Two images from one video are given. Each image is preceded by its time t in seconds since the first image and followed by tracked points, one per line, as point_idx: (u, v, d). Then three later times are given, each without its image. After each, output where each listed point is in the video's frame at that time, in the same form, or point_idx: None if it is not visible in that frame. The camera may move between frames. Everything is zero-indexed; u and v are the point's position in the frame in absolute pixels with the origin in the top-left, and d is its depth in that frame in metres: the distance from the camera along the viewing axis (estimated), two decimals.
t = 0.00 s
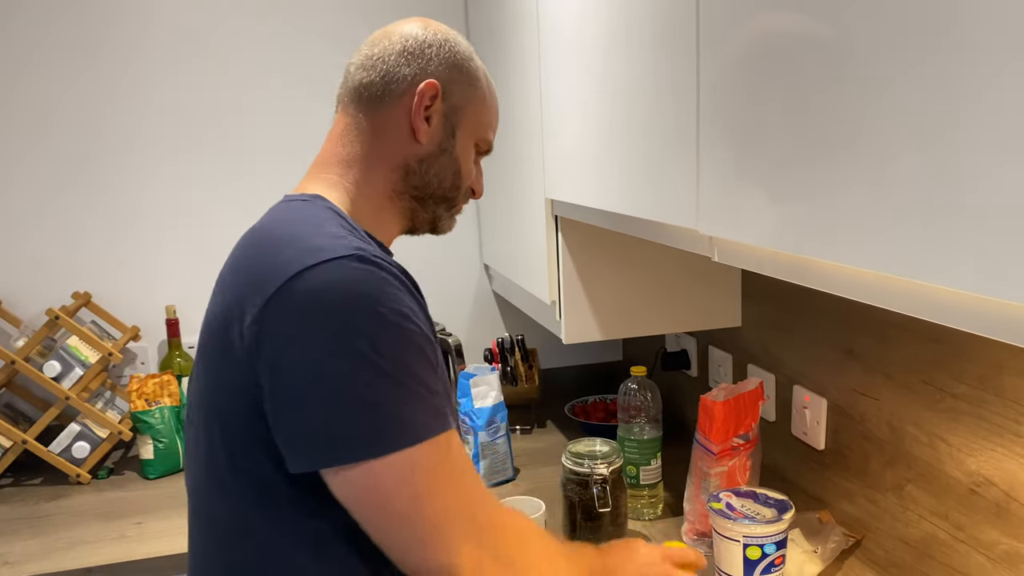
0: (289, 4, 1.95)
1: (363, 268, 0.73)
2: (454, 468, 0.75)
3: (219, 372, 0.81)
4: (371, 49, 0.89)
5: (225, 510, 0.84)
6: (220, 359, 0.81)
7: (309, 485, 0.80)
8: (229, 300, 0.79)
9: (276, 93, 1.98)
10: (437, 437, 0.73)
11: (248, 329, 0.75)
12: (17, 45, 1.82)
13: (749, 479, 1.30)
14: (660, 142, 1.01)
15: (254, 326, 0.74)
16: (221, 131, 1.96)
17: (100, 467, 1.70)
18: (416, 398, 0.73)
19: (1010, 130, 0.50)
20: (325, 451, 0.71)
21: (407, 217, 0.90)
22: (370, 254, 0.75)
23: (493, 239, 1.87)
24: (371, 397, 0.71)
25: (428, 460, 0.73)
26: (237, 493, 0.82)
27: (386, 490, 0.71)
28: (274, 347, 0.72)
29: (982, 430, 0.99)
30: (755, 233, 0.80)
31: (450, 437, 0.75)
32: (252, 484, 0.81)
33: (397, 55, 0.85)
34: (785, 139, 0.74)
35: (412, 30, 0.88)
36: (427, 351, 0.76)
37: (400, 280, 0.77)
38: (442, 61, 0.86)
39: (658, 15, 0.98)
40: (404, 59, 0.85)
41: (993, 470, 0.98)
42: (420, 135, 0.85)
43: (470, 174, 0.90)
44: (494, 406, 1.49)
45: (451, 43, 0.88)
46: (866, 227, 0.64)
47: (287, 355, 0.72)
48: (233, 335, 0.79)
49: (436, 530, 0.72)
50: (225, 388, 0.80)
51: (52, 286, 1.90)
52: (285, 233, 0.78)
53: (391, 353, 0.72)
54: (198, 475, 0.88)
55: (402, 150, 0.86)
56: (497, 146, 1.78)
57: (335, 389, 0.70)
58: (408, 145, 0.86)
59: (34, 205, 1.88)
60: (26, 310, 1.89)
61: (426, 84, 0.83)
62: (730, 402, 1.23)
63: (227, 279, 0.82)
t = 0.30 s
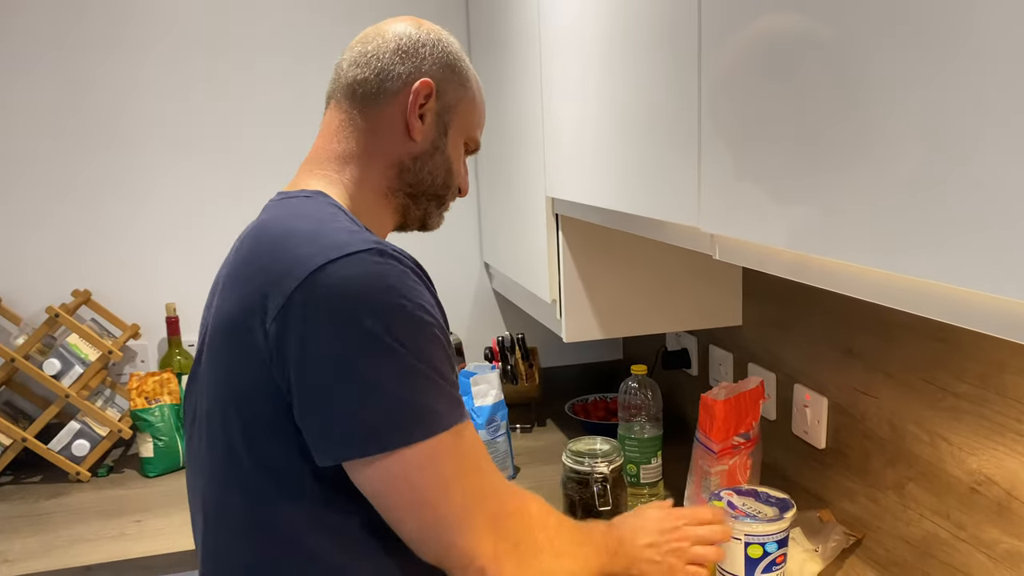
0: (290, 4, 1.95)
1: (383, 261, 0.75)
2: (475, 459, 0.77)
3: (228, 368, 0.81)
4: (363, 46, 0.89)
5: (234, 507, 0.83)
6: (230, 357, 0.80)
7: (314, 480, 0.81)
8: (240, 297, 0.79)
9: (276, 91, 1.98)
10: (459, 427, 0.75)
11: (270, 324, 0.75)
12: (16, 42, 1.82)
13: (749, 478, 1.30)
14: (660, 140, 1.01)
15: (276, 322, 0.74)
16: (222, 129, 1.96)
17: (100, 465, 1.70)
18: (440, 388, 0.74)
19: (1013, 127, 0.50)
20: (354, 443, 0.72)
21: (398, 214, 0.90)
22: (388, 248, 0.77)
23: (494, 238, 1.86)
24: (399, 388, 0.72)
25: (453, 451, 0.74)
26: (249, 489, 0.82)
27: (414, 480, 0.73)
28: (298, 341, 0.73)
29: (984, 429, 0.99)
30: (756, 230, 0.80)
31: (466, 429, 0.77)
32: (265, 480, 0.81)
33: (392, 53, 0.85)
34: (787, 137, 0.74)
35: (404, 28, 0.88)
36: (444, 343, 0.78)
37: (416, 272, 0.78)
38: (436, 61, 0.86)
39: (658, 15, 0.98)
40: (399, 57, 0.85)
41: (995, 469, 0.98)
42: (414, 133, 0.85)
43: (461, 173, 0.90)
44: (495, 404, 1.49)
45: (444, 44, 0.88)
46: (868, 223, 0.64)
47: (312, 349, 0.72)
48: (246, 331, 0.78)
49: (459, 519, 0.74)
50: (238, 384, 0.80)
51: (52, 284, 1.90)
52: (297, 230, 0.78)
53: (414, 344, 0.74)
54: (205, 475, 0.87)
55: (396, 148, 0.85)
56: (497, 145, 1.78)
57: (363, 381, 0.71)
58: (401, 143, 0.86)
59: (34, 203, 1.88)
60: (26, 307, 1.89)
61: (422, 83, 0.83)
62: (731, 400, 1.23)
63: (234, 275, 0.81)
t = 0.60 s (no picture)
0: (290, 3, 1.95)
1: (399, 267, 0.75)
2: (508, 436, 0.78)
3: (237, 376, 0.80)
4: (346, 43, 0.89)
5: (252, 517, 0.82)
6: (239, 365, 0.79)
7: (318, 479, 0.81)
8: (247, 305, 0.78)
9: (276, 89, 1.97)
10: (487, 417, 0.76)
11: (291, 335, 0.74)
12: (15, 39, 1.82)
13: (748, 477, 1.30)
14: (659, 138, 1.01)
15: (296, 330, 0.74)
16: (221, 127, 1.96)
17: (99, 463, 1.70)
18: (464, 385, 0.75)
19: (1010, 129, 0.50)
20: (388, 444, 0.73)
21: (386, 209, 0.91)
22: (400, 253, 0.77)
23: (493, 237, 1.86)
24: (428, 389, 0.72)
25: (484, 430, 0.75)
26: (258, 493, 0.82)
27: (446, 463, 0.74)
28: (321, 348, 0.73)
29: (981, 428, 0.99)
30: (755, 230, 0.80)
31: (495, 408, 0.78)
32: (272, 482, 0.81)
33: (375, 50, 0.85)
34: (785, 137, 0.74)
35: (386, 24, 0.88)
36: (460, 341, 0.78)
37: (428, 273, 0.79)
38: (419, 56, 0.86)
39: (658, 14, 0.98)
40: (382, 54, 0.85)
41: (992, 468, 0.98)
42: (398, 129, 0.85)
43: (447, 168, 0.90)
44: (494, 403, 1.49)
45: (427, 39, 0.89)
46: (866, 223, 0.64)
47: (338, 355, 0.72)
48: (258, 339, 0.77)
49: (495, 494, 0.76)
50: (252, 394, 0.79)
51: (51, 282, 1.90)
52: (308, 238, 0.77)
53: (436, 345, 0.74)
54: (208, 483, 0.86)
55: (381, 144, 0.86)
56: (497, 144, 1.77)
57: (391, 385, 0.72)
58: (387, 139, 0.86)
59: (33, 201, 1.88)
60: (25, 305, 1.89)
61: (404, 78, 0.83)
62: (730, 399, 1.23)
63: (238, 287, 0.79)
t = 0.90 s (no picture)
0: (290, 3, 1.95)
1: (397, 288, 0.74)
2: (487, 463, 0.75)
3: (230, 390, 0.79)
4: (341, 38, 0.88)
5: (243, 528, 0.82)
6: (233, 380, 0.79)
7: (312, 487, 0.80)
8: (242, 319, 0.77)
9: (275, 88, 1.97)
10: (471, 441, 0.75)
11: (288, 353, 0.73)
12: (14, 38, 1.82)
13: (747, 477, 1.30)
14: (660, 137, 1.01)
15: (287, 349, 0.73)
16: (222, 126, 1.96)
17: (98, 462, 1.69)
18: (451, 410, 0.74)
19: (1011, 129, 0.51)
20: (371, 469, 0.72)
21: (380, 210, 0.90)
22: (398, 273, 0.76)
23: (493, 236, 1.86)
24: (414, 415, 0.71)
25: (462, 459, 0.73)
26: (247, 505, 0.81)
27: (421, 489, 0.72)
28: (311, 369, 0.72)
29: (981, 428, 0.99)
30: (755, 229, 0.80)
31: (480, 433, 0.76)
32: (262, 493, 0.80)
33: (371, 48, 0.85)
34: (785, 137, 0.74)
35: (381, 20, 0.87)
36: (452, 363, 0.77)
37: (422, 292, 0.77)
38: (415, 56, 0.86)
39: (658, 14, 0.98)
40: (378, 53, 0.85)
41: (992, 468, 0.98)
42: (393, 129, 0.85)
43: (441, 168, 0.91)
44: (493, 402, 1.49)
45: (424, 37, 0.88)
46: (866, 222, 0.64)
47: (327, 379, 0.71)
48: (251, 354, 0.77)
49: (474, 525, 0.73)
50: (247, 409, 0.78)
51: (50, 280, 1.90)
52: (305, 253, 0.76)
53: (431, 367, 0.73)
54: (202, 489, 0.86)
55: (376, 145, 0.86)
56: (497, 144, 1.77)
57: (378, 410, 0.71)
58: (382, 140, 0.86)
59: (33, 199, 1.87)
60: (24, 304, 1.89)
61: (400, 79, 0.83)
62: (730, 399, 1.23)
63: (235, 298, 0.78)
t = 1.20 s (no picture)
0: (291, 2, 1.95)
1: (359, 297, 0.69)
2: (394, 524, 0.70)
3: (200, 393, 0.77)
4: (348, 35, 0.83)
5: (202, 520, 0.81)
6: (201, 382, 0.76)
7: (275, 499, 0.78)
8: (213, 317, 0.75)
9: (276, 87, 1.97)
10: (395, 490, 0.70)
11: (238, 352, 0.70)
12: (16, 36, 1.82)
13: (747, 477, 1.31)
14: (660, 136, 1.01)
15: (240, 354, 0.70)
16: (224, 126, 1.96)
17: (99, 460, 1.70)
18: (389, 442, 0.69)
19: (1010, 132, 0.51)
20: (289, 496, 0.67)
21: (370, 217, 0.88)
22: (367, 281, 0.71)
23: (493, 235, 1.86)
24: (345, 441, 0.66)
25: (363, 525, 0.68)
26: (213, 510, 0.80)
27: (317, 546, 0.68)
28: (258, 380, 0.68)
29: (980, 429, 1.00)
30: (756, 229, 0.80)
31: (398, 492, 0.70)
32: (226, 498, 0.79)
33: (385, 55, 0.82)
34: (786, 137, 0.74)
35: (391, 26, 0.84)
36: (409, 393, 0.71)
37: (389, 310, 0.72)
38: (424, 70, 0.85)
39: (660, 14, 0.98)
40: (393, 62, 0.82)
41: (991, 468, 0.99)
42: (401, 141, 0.84)
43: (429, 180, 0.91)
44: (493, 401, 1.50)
45: (428, 49, 0.87)
46: (867, 223, 0.64)
47: (268, 391, 0.68)
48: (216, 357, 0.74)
49: None
50: (209, 408, 0.76)
51: (51, 279, 1.90)
52: (274, 252, 0.73)
53: (377, 384, 0.68)
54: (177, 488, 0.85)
55: (382, 154, 0.83)
56: (497, 144, 1.77)
57: (312, 432, 0.66)
58: (388, 150, 0.84)
59: (33, 198, 1.88)
60: (24, 302, 1.89)
61: (416, 95, 0.82)
62: (730, 399, 1.24)
63: (209, 291, 0.77)
